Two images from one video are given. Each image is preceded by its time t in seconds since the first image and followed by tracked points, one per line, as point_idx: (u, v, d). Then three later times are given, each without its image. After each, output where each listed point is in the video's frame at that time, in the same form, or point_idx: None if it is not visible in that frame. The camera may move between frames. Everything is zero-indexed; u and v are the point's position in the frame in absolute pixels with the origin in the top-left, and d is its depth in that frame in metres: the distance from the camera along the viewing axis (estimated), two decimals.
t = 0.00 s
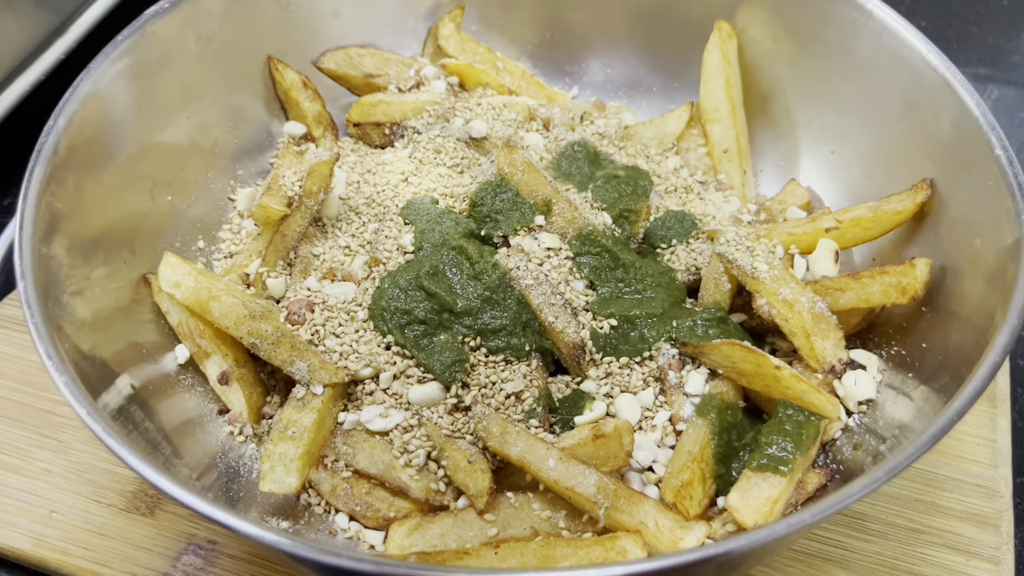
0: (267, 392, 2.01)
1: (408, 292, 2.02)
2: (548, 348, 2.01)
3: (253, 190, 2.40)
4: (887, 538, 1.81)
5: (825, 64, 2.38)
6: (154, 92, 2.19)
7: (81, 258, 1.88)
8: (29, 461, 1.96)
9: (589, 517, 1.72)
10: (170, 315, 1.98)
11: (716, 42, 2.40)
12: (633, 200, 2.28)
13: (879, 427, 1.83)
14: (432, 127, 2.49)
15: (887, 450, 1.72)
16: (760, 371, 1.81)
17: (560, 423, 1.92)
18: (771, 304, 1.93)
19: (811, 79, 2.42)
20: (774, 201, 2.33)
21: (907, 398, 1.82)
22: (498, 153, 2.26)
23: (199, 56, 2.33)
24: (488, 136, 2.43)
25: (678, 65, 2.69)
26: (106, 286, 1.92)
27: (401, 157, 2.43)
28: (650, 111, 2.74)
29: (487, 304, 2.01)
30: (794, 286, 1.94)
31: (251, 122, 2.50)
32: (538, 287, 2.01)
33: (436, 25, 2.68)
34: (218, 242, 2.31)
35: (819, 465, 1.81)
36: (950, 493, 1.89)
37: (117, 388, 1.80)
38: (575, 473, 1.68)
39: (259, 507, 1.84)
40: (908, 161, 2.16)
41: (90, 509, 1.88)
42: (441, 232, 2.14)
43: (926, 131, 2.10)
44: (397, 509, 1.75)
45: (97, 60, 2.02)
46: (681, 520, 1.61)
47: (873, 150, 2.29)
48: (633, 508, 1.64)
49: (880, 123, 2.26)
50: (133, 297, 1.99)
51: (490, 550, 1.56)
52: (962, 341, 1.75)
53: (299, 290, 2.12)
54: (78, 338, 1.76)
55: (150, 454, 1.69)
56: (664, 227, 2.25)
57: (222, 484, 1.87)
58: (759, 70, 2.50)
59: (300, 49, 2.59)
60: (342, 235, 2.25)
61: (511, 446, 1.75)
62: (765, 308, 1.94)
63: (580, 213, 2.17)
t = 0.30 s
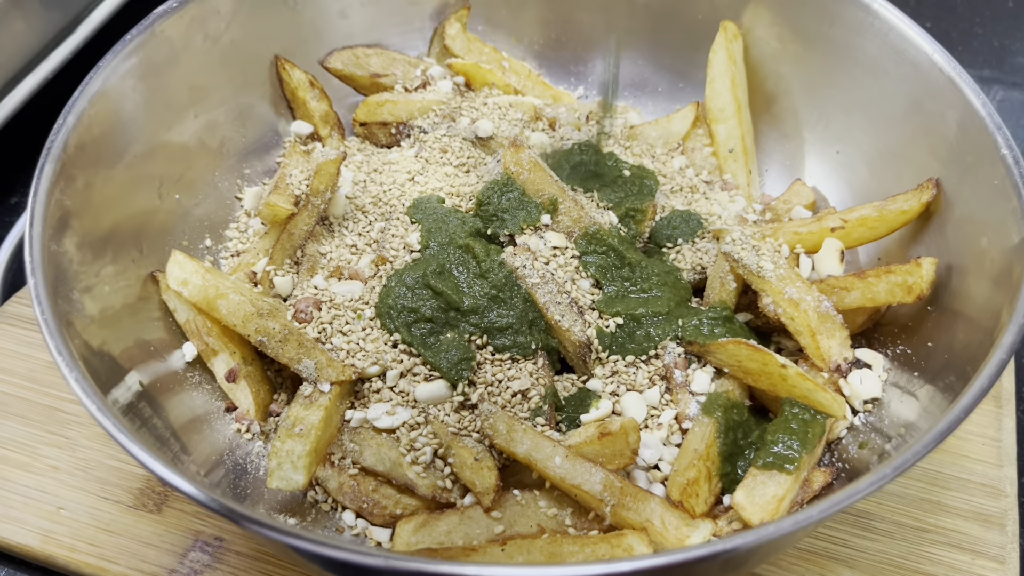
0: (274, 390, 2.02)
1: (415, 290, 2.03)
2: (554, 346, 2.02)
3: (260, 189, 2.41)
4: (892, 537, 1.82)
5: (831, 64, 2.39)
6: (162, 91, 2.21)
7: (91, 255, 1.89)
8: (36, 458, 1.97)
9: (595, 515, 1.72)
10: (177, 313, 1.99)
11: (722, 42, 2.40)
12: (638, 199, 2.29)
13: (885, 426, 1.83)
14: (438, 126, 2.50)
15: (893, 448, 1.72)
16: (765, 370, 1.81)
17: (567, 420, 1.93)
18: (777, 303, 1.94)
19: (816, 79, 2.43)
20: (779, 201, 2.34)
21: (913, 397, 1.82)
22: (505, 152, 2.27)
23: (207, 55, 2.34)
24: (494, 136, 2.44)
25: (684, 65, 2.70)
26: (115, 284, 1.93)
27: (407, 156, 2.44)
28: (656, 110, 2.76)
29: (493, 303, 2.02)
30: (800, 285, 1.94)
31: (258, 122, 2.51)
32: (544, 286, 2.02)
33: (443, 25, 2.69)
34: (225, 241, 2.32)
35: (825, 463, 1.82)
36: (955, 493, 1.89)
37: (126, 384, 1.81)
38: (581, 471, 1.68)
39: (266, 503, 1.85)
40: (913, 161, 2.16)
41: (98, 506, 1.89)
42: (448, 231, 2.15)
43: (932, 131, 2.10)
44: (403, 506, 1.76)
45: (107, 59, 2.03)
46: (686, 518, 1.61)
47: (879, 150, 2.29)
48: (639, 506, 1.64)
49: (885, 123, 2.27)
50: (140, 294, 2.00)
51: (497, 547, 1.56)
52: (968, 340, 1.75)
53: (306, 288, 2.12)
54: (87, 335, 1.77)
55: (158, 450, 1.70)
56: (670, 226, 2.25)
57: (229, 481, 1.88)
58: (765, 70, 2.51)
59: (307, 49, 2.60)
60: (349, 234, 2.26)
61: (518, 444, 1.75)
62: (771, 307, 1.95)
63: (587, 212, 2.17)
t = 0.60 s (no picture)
0: (276, 390, 2.03)
1: (416, 291, 2.04)
2: (555, 347, 2.02)
3: (263, 190, 2.43)
4: (891, 538, 1.82)
5: (832, 66, 2.39)
6: (165, 92, 2.22)
7: (94, 255, 1.90)
8: (39, 458, 1.98)
9: (596, 515, 1.73)
10: (180, 313, 2.00)
11: (722, 44, 2.41)
12: (639, 201, 2.30)
13: (884, 427, 1.84)
14: (440, 128, 2.51)
15: (892, 449, 1.73)
16: (765, 371, 1.82)
17: (567, 420, 1.94)
18: (777, 304, 1.94)
19: (817, 81, 2.44)
20: (779, 203, 2.35)
21: (912, 399, 1.83)
22: (506, 154, 2.28)
23: (210, 57, 2.35)
24: (496, 138, 2.45)
25: (685, 67, 2.71)
26: (118, 284, 1.94)
27: (409, 158, 2.45)
28: (656, 112, 2.76)
29: (494, 304, 2.03)
30: (800, 287, 1.95)
31: (261, 123, 2.52)
32: (545, 287, 2.03)
33: (445, 28, 2.70)
34: (227, 242, 2.33)
35: (825, 464, 1.82)
36: (955, 494, 1.90)
37: (129, 384, 1.82)
38: (581, 471, 1.69)
39: (268, 503, 1.86)
40: (913, 163, 2.17)
41: (101, 505, 1.90)
42: (449, 233, 2.16)
43: (932, 133, 2.11)
44: (405, 506, 1.76)
45: (111, 61, 2.05)
46: (686, 518, 1.62)
47: (879, 152, 2.30)
48: (639, 506, 1.65)
49: (886, 125, 2.28)
50: (143, 295, 2.01)
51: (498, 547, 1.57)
52: (967, 341, 1.76)
53: (308, 288, 2.13)
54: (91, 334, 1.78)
55: (161, 449, 1.71)
56: (671, 228, 2.26)
57: (232, 481, 1.89)
58: (766, 72, 2.52)
59: (310, 51, 2.61)
60: (351, 235, 2.27)
61: (519, 444, 1.76)
62: (771, 308, 1.96)
63: (587, 213, 2.18)
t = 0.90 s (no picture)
0: (281, 387, 2.04)
1: (420, 289, 2.05)
2: (559, 345, 2.03)
3: (267, 188, 2.44)
4: (894, 536, 1.83)
5: (835, 66, 2.40)
6: (171, 91, 2.23)
7: (101, 253, 1.91)
8: (45, 455, 1.99)
9: (600, 512, 1.74)
10: (185, 311, 2.01)
11: (726, 43, 2.42)
12: (643, 200, 2.30)
13: (888, 425, 1.84)
14: (444, 127, 2.52)
15: (895, 446, 1.73)
16: (769, 369, 1.82)
17: (571, 418, 1.94)
18: (781, 303, 1.95)
19: (819, 80, 2.45)
20: (782, 202, 2.35)
21: (915, 397, 1.83)
22: (510, 153, 2.28)
23: (215, 56, 2.36)
24: (500, 136, 2.45)
25: (688, 66, 2.72)
26: (124, 281, 1.95)
27: (413, 157, 2.46)
28: (660, 111, 2.77)
29: (498, 302, 2.04)
30: (803, 285, 1.96)
31: (265, 122, 2.53)
32: (549, 285, 2.04)
33: (448, 26, 2.71)
34: (232, 240, 2.34)
35: (828, 462, 1.83)
36: (958, 492, 1.90)
37: (135, 380, 1.83)
38: (585, 468, 1.69)
39: (273, 500, 1.87)
40: (917, 162, 2.17)
41: (106, 502, 1.90)
42: (454, 231, 2.17)
43: (935, 132, 2.11)
44: (409, 503, 1.77)
45: (117, 59, 2.05)
46: (691, 516, 1.64)
47: (882, 151, 2.30)
48: (643, 503, 1.65)
49: (889, 124, 2.28)
50: (149, 292, 2.02)
51: (502, 543, 1.58)
52: (970, 339, 1.76)
53: (313, 286, 2.15)
54: (98, 330, 1.79)
55: (167, 446, 1.72)
56: (674, 226, 2.27)
57: (236, 477, 1.90)
58: (769, 72, 2.53)
59: (314, 50, 2.62)
60: (355, 233, 2.27)
61: (523, 441, 1.76)
62: (774, 306, 1.96)
63: (591, 212, 2.18)
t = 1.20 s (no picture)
0: (283, 389, 2.04)
1: (422, 291, 2.05)
2: (560, 347, 2.03)
3: (269, 190, 2.44)
4: (896, 538, 1.83)
5: (837, 68, 2.40)
6: (173, 93, 2.23)
7: (103, 254, 1.91)
8: (47, 456, 1.99)
9: (601, 515, 1.74)
10: (187, 313, 2.01)
11: (727, 46, 2.42)
12: (645, 202, 2.31)
13: (889, 427, 1.85)
14: (446, 129, 2.53)
15: (896, 449, 1.74)
16: (771, 371, 1.82)
17: (572, 420, 1.94)
18: (782, 305, 1.95)
19: (821, 83, 2.45)
20: (784, 204, 2.35)
21: (917, 399, 1.83)
22: (512, 155, 2.28)
23: (218, 58, 2.36)
24: (502, 138, 2.45)
25: (690, 69, 2.72)
26: (126, 283, 1.96)
27: (415, 159, 2.46)
28: (661, 113, 2.77)
29: (500, 304, 2.04)
30: (805, 287, 1.96)
31: (267, 124, 2.54)
32: (551, 287, 2.04)
33: (450, 28, 2.71)
34: (234, 242, 2.34)
35: (830, 464, 1.83)
36: (960, 494, 1.90)
37: (138, 382, 1.83)
38: (587, 470, 1.70)
39: (275, 502, 1.88)
40: (918, 164, 2.17)
41: (108, 504, 1.91)
42: (456, 233, 2.17)
43: (936, 134, 2.12)
44: (411, 505, 1.77)
45: (120, 61, 2.06)
46: (692, 518, 1.63)
47: (883, 154, 2.31)
48: (645, 505, 1.65)
49: (891, 126, 2.28)
50: (151, 294, 2.03)
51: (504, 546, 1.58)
52: (972, 342, 1.77)
53: (315, 288, 2.15)
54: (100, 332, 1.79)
55: (170, 447, 1.72)
56: (675, 228, 2.27)
57: (239, 479, 1.91)
58: (770, 74, 2.53)
59: (316, 52, 2.62)
60: (357, 235, 2.28)
61: (525, 443, 1.77)
62: (776, 308, 1.96)
63: (593, 214, 2.19)
